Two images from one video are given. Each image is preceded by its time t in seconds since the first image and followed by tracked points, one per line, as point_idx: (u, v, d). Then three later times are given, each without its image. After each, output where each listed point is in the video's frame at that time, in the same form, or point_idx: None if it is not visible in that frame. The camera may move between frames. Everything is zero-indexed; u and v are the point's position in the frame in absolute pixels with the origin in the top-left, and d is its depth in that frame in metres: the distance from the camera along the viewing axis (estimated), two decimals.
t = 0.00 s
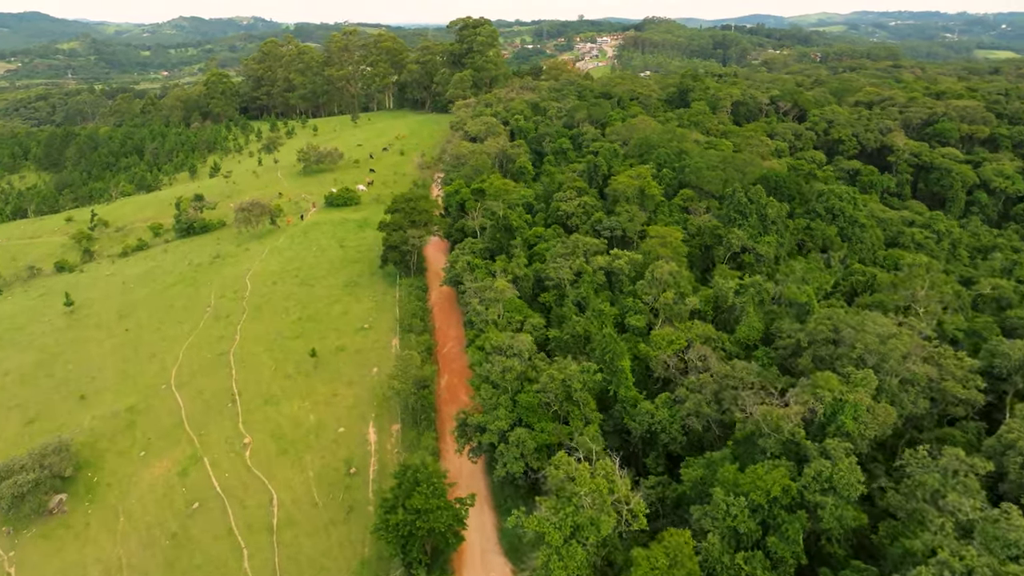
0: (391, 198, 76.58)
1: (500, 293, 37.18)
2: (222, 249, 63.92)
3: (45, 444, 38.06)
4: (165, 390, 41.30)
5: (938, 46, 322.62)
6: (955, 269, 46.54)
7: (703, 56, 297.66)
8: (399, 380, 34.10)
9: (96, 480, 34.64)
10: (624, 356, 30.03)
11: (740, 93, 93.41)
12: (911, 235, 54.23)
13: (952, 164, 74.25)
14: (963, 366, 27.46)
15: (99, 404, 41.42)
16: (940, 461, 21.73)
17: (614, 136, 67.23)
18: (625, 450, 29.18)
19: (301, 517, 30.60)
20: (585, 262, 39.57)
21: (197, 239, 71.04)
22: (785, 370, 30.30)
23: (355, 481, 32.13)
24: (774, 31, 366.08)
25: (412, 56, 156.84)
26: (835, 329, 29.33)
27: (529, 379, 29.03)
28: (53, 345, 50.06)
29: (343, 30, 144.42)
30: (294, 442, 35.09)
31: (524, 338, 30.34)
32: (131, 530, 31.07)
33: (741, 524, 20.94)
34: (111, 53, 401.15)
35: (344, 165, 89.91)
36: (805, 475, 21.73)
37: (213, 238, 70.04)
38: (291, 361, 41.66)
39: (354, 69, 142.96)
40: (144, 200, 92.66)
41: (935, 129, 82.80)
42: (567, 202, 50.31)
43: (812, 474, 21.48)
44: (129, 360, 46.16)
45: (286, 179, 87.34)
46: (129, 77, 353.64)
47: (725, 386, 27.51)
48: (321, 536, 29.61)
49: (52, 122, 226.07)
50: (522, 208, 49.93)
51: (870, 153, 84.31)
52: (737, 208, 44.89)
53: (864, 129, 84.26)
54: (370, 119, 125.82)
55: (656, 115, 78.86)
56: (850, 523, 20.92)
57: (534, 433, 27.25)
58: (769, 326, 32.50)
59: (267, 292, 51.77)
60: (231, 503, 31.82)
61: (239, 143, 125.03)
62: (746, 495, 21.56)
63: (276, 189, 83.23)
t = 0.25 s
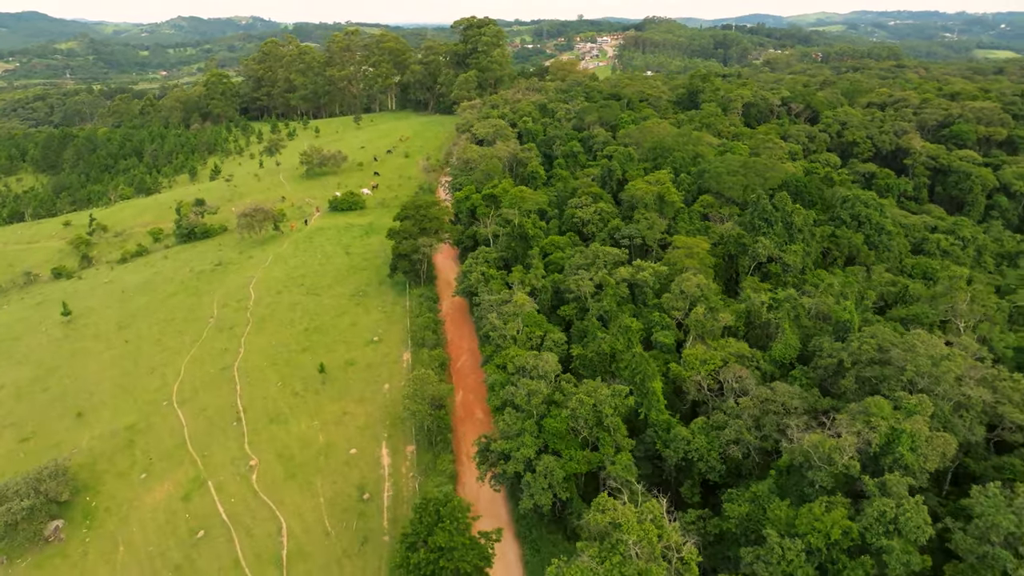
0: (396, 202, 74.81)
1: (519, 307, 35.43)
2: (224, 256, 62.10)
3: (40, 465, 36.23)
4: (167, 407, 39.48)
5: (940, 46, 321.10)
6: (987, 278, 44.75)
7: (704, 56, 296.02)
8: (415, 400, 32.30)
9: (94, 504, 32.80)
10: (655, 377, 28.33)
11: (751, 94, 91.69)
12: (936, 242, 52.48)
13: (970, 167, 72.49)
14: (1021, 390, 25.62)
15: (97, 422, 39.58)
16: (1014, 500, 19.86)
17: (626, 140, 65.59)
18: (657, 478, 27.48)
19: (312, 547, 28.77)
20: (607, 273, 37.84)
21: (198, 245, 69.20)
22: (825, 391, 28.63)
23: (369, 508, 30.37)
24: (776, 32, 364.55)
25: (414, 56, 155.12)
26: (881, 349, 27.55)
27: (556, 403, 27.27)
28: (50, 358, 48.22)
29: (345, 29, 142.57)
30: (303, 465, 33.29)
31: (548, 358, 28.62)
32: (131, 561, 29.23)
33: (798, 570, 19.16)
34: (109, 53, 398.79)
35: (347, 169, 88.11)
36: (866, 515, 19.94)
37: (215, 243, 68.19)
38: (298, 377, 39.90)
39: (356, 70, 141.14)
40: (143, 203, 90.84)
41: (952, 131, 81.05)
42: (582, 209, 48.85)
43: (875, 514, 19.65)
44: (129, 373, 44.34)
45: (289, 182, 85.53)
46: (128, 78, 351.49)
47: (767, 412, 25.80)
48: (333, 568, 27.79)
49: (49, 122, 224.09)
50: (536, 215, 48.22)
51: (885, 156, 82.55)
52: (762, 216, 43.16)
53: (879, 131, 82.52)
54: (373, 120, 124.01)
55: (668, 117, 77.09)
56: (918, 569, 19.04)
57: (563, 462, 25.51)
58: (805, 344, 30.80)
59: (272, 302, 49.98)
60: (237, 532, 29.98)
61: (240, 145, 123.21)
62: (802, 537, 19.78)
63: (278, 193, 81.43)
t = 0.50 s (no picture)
0: (403, 206, 73.01)
1: (542, 323, 33.70)
2: (228, 263, 60.30)
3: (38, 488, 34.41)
4: (170, 425, 37.67)
5: (943, 46, 319.53)
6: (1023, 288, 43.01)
7: (706, 56, 294.30)
8: (434, 422, 30.55)
9: (93, 531, 30.96)
10: (693, 400, 26.63)
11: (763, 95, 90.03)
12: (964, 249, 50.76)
13: (991, 170, 70.75)
14: None
15: (97, 440, 37.76)
16: None
17: (640, 144, 63.94)
18: (696, 508, 25.82)
19: None
20: (632, 285, 36.13)
21: (200, 251, 67.40)
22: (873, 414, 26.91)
23: (387, 538, 28.63)
24: (777, 32, 362.94)
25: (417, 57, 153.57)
26: (935, 371, 25.84)
27: (589, 429, 25.54)
28: (47, 370, 46.38)
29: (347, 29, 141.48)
30: (315, 490, 31.52)
31: (579, 379, 26.90)
32: None
33: None
34: (108, 52, 396.50)
35: (352, 172, 86.32)
36: (942, 562, 18.16)
37: (218, 249, 66.40)
38: (308, 393, 38.12)
39: (358, 70, 139.36)
40: (143, 207, 88.99)
41: (969, 133, 79.35)
42: (600, 215, 47.26)
43: (953, 562, 17.88)
44: (130, 388, 42.52)
45: (292, 186, 83.77)
46: (126, 77, 350.44)
47: (815, 440, 24.07)
48: None
49: (48, 123, 222.30)
50: (553, 222, 46.51)
51: (901, 159, 80.83)
52: (790, 224, 41.43)
53: (895, 134, 80.85)
54: (376, 121, 122.23)
55: (680, 119, 75.37)
56: None
57: (598, 494, 23.79)
58: (849, 363, 29.10)
59: (278, 312, 48.21)
60: (246, 563, 28.17)
61: (241, 147, 121.42)
62: None
63: (282, 197, 79.69)
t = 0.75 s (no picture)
0: (409, 210, 71.46)
1: (566, 338, 32.16)
2: (232, 269, 58.73)
3: (36, 511, 32.77)
4: (175, 443, 36.08)
5: (945, 46, 318.27)
6: None
7: (708, 56, 292.90)
8: (455, 444, 28.98)
9: (95, 558, 29.30)
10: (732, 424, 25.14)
11: (774, 96, 88.59)
12: (992, 256, 49.19)
13: (1011, 173, 69.16)
14: None
15: (99, 459, 36.15)
16: None
17: (654, 147, 62.38)
18: (737, 538, 24.29)
19: None
20: (658, 297, 34.62)
21: (203, 256, 65.82)
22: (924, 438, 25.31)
23: (406, 567, 27.04)
24: (778, 32, 361.59)
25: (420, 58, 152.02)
26: (992, 393, 24.28)
27: (623, 456, 24.02)
28: (47, 383, 44.78)
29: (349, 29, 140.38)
30: (329, 514, 29.94)
31: (611, 401, 25.36)
32: None
33: None
34: (106, 52, 394.59)
35: (356, 174, 84.76)
36: None
37: (221, 255, 64.82)
38: (319, 409, 36.57)
39: (360, 71, 137.74)
40: (143, 210, 87.41)
41: (987, 135, 77.75)
42: (618, 222, 45.74)
43: None
44: (133, 402, 40.92)
45: (296, 189, 82.19)
46: (125, 77, 348.69)
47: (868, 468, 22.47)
48: None
49: (46, 124, 220.71)
50: (570, 229, 44.98)
51: (917, 161, 79.28)
52: (819, 231, 39.86)
53: (911, 136, 79.33)
54: (379, 122, 120.67)
55: (693, 120, 73.82)
56: None
57: (636, 527, 22.25)
58: (893, 383, 27.54)
59: (286, 322, 46.66)
60: None
61: (242, 148, 119.81)
62: None
63: (286, 201, 78.20)
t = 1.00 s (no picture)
0: (418, 215, 69.73)
1: (597, 356, 30.50)
2: (238, 277, 57.03)
3: (37, 538, 31.02)
4: (183, 465, 34.34)
5: (948, 46, 316.84)
6: None
7: (711, 55, 291.35)
8: (483, 471, 27.28)
9: None
10: (787, 453, 23.36)
11: (788, 98, 86.96)
12: None
13: None
14: None
15: (103, 481, 34.40)
16: None
17: (671, 150, 60.67)
18: None
19: None
20: (691, 312, 32.96)
21: (208, 263, 64.08)
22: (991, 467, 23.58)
23: None
24: (780, 31, 360.16)
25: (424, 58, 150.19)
26: None
27: (671, 490, 22.28)
28: (47, 397, 43.03)
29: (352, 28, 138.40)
30: (348, 544, 28.20)
31: (656, 429, 23.65)
32: None
33: None
34: (105, 52, 392.79)
35: (363, 178, 83.01)
36: None
37: (226, 261, 63.09)
38: (334, 429, 34.86)
39: (364, 71, 135.95)
40: (145, 214, 85.65)
41: (1008, 137, 76.03)
42: (641, 230, 44.10)
43: None
44: (139, 419, 39.19)
45: (301, 193, 80.44)
46: (124, 77, 346.71)
47: (940, 504, 20.71)
48: None
49: (45, 124, 218.85)
50: (592, 237, 43.34)
51: (936, 164, 77.57)
52: (854, 241, 38.19)
53: (929, 138, 77.62)
54: (383, 124, 118.91)
55: (708, 123, 72.12)
56: None
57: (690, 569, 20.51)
58: (952, 407, 25.82)
59: (296, 334, 44.97)
60: None
61: (245, 150, 118.04)
62: None
63: (291, 205, 76.49)
